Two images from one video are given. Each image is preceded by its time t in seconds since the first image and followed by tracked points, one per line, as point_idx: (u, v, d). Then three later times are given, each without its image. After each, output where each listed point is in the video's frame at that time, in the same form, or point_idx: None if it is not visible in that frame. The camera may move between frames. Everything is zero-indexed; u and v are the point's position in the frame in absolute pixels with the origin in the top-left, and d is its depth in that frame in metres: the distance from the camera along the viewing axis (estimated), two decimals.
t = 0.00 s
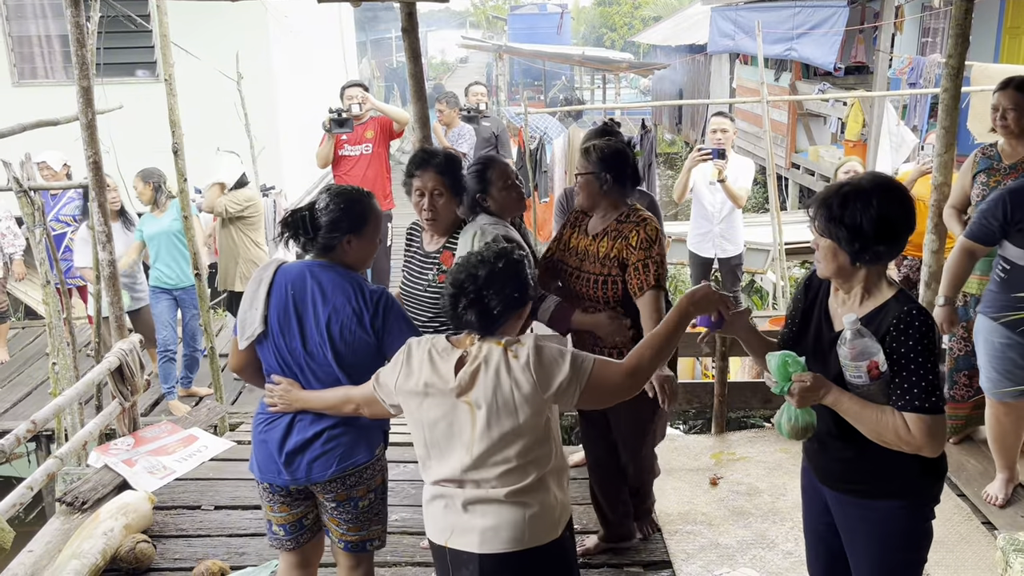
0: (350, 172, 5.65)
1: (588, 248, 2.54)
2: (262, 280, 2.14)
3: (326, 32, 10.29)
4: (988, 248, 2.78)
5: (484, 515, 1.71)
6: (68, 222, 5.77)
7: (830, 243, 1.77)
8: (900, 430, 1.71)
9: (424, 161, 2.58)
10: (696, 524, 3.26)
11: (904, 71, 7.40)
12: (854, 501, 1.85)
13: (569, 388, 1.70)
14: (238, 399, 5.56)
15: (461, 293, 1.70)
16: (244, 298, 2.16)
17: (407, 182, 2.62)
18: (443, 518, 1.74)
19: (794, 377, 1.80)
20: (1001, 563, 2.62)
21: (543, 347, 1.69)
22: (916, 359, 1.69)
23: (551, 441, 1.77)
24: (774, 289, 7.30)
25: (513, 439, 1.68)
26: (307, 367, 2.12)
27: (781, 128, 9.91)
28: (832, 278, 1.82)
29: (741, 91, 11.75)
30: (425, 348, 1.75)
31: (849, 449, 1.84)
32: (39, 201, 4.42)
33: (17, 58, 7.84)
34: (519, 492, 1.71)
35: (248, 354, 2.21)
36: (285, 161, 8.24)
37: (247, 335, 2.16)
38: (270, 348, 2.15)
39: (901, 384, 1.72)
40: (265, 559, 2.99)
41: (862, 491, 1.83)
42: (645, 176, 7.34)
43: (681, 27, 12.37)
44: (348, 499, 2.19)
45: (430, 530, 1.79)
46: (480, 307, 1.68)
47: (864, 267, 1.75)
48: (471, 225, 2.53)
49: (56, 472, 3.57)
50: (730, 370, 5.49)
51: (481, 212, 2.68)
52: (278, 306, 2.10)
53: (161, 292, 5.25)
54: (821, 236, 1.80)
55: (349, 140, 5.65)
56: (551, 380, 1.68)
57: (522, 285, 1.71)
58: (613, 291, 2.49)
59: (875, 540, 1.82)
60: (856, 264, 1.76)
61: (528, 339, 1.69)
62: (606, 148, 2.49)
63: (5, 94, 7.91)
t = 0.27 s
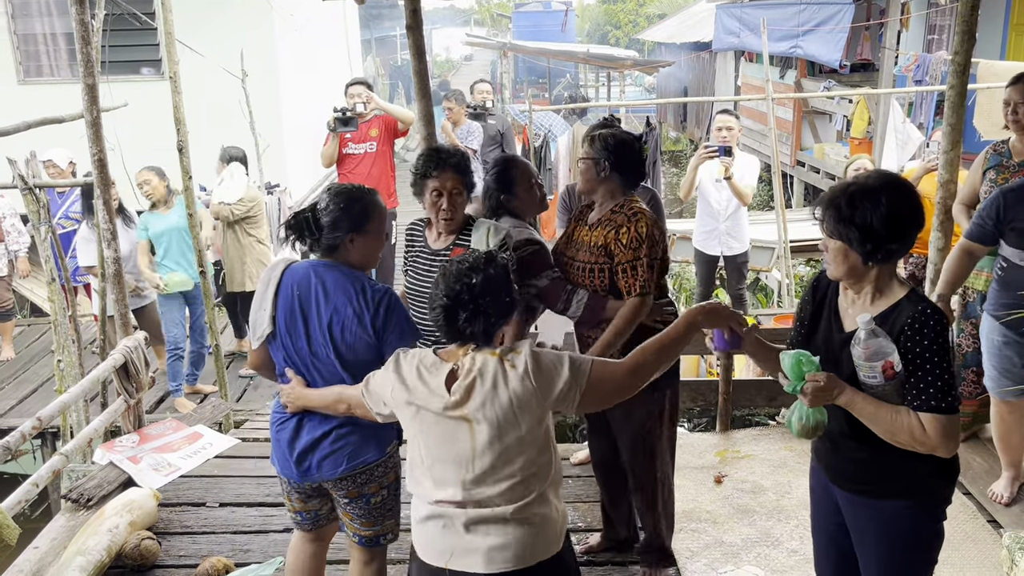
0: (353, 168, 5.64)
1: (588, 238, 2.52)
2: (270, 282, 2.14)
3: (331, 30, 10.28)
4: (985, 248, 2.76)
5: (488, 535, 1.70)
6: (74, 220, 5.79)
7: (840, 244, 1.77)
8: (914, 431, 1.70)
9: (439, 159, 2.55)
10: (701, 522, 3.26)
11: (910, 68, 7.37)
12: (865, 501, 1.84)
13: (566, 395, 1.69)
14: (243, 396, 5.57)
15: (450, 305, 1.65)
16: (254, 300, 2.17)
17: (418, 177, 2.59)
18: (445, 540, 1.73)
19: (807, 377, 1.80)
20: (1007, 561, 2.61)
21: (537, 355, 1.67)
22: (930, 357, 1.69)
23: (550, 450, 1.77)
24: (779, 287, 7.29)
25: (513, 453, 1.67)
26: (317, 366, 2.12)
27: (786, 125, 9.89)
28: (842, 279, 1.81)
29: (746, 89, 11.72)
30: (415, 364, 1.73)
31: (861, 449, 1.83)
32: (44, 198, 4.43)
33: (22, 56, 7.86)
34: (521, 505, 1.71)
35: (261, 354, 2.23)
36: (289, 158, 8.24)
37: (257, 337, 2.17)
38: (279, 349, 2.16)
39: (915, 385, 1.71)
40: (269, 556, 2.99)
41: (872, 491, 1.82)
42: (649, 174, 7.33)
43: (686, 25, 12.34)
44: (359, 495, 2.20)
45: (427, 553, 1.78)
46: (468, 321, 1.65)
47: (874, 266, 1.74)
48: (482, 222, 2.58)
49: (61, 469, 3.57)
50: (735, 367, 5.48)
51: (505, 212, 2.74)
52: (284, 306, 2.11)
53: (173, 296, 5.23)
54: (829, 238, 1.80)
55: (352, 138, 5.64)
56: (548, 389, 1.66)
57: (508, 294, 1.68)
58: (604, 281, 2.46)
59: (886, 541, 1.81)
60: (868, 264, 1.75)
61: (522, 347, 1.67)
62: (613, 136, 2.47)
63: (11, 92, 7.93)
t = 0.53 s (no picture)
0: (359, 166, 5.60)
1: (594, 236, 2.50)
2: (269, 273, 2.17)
3: (336, 27, 10.29)
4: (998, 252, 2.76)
5: (466, 552, 1.64)
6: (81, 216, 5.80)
7: (867, 254, 1.71)
8: (952, 434, 1.63)
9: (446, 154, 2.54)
10: (705, 519, 3.25)
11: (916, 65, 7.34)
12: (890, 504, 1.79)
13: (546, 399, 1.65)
14: (248, 392, 5.58)
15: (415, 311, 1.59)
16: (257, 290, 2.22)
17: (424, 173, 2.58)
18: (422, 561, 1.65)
19: (841, 384, 1.71)
20: (1013, 559, 2.61)
21: (519, 359, 1.63)
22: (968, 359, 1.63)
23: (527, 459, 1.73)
24: (784, 284, 7.28)
25: (494, 463, 1.63)
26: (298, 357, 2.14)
27: (792, 122, 9.86)
28: (871, 288, 1.76)
29: (752, 85, 11.70)
30: (385, 375, 1.65)
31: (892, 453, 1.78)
32: (50, 195, 4.44)
33: (28, 53, 7.88)
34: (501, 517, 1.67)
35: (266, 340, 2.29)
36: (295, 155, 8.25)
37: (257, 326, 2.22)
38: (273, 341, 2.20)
39: (953, 387, 1.65)
40: (274, 552, 3.00)
41: (899, 496, 1.77)
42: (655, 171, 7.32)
43: (692, 21, 12.32)
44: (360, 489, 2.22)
45: None
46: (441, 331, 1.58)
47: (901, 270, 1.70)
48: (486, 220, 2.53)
49: (67, 465, 3.59)
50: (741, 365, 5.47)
51: (508, 207, 2.76)
52: (278, 300, 2.14)
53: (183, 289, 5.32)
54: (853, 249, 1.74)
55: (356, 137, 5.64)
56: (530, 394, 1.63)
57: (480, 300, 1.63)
58: (608, 280, 2.47)
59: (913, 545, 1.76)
60: (899, 268, 1.71)
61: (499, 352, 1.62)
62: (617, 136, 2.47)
63: (17, 89, 7.95)
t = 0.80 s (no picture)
0: (371, 174, 5.54)
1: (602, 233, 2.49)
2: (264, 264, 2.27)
3: (343, 24, 10.29)
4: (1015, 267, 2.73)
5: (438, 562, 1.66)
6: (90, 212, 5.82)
7: (928, 265, 1.69)
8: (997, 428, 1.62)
9: (455, 149, 2.46)
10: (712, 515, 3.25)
11: (924, 62, 7.32)
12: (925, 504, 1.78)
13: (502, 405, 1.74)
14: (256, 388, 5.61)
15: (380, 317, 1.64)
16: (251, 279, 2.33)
17: (433, 170, 2.51)
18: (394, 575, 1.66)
19: (883, 389, 1.69)
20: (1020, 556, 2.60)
21: (486, 364, 1.71)
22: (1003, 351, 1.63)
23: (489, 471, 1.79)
24: (791, 281, 7.27)
25: (463, 473, 1.68)
26: (281, 347, 2.29)
27: (800, 119, 9.84)
28: (918, 294, 1.75)
29: (759, 82, 11.67)
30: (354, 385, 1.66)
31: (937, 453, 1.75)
32: (59, 191, 4.46)
33: (37, 50, 7.91)
34: (468, 530, 1.71)
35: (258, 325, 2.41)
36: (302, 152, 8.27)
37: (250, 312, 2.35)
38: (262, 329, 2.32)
39: (997, 381, 1.65)
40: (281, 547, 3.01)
41: (934, 496, 1.76)
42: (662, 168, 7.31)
43: (699, 18, 12.29)
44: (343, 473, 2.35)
45: None
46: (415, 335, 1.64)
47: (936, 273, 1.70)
48: (495, 212, 2.51)
49: (76, 460, 3.60)
50: (747, 362, 5.46)
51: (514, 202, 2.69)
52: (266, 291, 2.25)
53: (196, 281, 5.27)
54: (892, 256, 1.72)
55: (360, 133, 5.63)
56: (497, 398, 1.71)
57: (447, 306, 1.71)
58: (615, 275, 2.47)
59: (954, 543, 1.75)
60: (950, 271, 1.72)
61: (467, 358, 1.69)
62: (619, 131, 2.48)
63: (26, 85, 7.98)
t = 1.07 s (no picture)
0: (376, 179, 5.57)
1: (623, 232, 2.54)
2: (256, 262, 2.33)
3: (353, 21, 10.31)
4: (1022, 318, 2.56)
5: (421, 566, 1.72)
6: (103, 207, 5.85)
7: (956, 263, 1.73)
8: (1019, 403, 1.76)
9: (470, 150, 2.36)
10: (720, 513, 3.24)
11: (936, 59, 7.28)
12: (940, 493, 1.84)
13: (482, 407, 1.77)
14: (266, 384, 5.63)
15: (364, 321, 1.62)
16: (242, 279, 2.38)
17: (445, 172, 2.39)
18: None
19: (930, 383, 1.74)
20: None
21: (466, 368, 1.72)
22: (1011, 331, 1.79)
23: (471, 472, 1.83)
24: (801, 279, 7.25)
25: (445, 479, 1.70)
26: (277, 342, 2.35)
27: (810, 116, 9.81)
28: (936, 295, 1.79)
29: (769, 79, 11.64)
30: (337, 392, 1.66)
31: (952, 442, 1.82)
32: (71, 187, 4.48)
33: (49, 46, 7.95)
34: (450, 530, 1.76)
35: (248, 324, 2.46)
36: (312, 149, 8.29)
37: (242, 312, 2.39)
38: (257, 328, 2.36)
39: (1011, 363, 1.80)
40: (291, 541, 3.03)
41: (935, 475, 1.84)
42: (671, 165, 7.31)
43: (709, 15, 12.26)
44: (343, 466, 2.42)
45: None
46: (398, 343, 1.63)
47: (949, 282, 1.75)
48: (506, 218, 2.49)
49: (87, 454, 3.63)
50: (756, 359, 5.46)
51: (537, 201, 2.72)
52: (263, 288, 2.30)
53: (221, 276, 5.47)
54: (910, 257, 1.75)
55: (370, 132, 5.66)
56: (479, 402, 1.73)
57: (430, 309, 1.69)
58: (636, 275, 2.53)
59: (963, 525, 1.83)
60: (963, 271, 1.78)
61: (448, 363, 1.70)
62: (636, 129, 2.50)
63: (38, 82, 8.02)
